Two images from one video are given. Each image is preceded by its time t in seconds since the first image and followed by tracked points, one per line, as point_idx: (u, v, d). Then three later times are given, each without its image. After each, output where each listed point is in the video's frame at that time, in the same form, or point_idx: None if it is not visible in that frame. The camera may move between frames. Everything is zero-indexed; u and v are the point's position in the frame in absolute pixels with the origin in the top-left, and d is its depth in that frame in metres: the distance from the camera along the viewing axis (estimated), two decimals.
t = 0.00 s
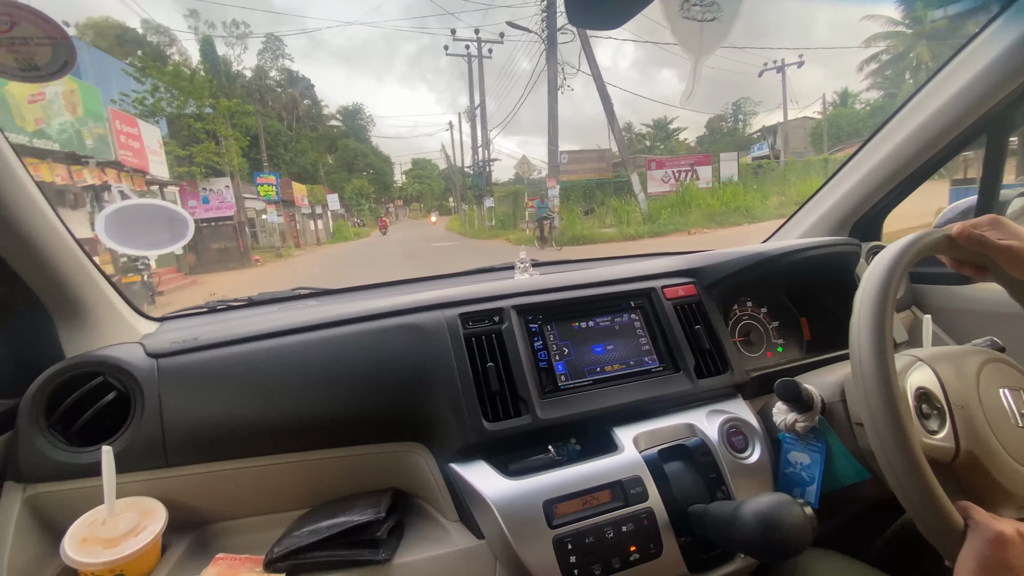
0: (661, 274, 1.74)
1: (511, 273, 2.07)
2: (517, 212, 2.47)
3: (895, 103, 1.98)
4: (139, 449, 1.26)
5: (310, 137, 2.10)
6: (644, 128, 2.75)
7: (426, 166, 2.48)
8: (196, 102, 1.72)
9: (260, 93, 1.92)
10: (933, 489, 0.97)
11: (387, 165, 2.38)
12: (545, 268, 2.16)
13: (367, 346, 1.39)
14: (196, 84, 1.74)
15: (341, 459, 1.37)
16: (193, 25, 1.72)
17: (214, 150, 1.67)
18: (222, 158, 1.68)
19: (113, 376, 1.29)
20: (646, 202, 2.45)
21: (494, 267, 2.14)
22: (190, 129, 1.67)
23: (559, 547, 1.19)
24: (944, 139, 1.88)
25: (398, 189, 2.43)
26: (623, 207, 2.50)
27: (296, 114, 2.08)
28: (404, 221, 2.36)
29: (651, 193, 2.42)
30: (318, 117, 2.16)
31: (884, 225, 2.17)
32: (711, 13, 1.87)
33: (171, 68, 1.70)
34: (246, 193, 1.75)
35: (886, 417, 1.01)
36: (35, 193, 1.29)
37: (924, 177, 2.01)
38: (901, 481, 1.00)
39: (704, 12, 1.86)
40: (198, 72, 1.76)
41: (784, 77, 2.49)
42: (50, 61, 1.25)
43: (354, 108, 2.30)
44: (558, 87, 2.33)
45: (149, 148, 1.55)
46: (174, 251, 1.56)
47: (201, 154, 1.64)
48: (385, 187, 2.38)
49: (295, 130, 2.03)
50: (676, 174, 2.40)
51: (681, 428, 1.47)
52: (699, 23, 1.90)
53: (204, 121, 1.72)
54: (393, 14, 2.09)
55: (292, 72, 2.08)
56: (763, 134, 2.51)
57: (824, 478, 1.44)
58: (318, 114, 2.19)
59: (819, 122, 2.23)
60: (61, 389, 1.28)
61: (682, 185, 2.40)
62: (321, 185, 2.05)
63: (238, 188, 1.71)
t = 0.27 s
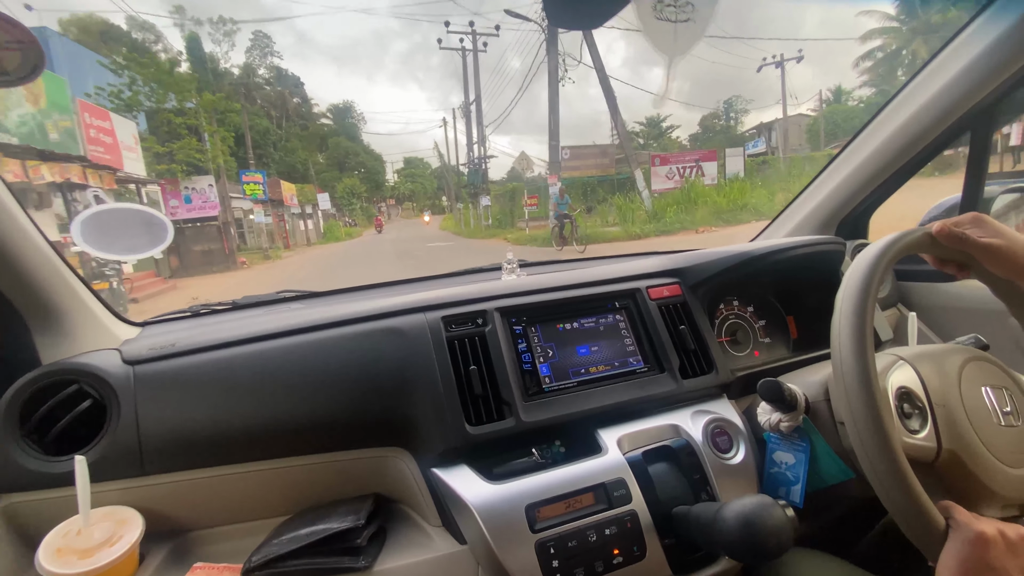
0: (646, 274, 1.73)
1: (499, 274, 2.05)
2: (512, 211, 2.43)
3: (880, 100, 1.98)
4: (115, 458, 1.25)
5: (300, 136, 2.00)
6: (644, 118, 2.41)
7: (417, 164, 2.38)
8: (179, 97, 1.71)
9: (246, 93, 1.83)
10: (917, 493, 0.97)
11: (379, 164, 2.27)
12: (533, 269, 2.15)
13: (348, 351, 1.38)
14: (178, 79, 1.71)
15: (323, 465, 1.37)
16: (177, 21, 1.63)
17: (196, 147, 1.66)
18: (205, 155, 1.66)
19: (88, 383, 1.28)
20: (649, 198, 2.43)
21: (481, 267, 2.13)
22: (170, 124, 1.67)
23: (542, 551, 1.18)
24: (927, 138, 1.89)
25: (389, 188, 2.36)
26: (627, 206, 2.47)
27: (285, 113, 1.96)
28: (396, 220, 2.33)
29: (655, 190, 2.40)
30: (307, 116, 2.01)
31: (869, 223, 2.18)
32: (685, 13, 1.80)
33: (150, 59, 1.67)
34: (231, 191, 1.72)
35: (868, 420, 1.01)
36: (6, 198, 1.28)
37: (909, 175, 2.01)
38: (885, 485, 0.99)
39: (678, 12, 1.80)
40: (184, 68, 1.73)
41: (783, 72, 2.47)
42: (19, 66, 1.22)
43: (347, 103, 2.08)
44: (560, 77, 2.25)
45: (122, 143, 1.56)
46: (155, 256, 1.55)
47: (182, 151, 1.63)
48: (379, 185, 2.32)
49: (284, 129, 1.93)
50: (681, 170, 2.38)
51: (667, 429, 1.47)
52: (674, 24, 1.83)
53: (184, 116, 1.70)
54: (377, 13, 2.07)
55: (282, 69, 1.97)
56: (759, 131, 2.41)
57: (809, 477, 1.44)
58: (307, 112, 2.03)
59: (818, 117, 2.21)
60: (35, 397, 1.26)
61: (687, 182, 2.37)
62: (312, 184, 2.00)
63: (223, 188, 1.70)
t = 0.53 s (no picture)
0: (646, 266, 1.72)
1: (497, 269, 2.03)
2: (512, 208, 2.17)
3: (879, 90, 1.97)
4: (110, 455, 1.24)
5: (292, 132, 1.90)
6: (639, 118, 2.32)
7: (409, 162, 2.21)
8: (162, 89, 1.63)
9: (235, 88, 1.73)
10: (918, 477, 0.96)
11: (373, 160, 2.14)
12: (531, 264, 2.12)
13: (346, 345, 1.36)
14: (162, 72, 1.63)
15: (321, 460, 1.35)
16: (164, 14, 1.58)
17: (181, 142, 1.59)
18: (190, 150, 1.60)
19: (81, 380, 1.26)
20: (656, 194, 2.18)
21: (479, 262, 2.10)
22: (152, 117, 1.58)
23: (544, 545, 1.17)
24: (924, 129, 1.89)
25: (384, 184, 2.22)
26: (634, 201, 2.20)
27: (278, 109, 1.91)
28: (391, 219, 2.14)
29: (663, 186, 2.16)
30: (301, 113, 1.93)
31: (867, 214, 2.17)
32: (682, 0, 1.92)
33: (131, 49, 1.57)
34: (222, 189, 1.67)
35: (871, 405, 1.00)
36: None
37: (907, 166, 2.01)
38: (886, 469, 0.98)
39: None
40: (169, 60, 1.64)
41: (786, 65, 2.46)
42: (7, 54, 1.21)
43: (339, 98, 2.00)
44: (564, 68, 2.18)
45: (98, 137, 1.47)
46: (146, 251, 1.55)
47: (165, 147, 1.56)
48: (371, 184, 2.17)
49: (276, 126, 1.85)
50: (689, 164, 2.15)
51: (668, 421, 1.46)
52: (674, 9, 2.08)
53: (168, 109, 1.62)
54: (370, 5, 2.03)
55: (275, 66, 1.90)
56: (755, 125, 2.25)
57: (810, 468, 1.43)
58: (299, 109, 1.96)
59: (818, 112, 2.20)
60: (27, 394, 1.25)
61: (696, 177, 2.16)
62: (304, 182, 1.87)
63: (211, 186, 1.63)
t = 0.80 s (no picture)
0: (643, 268, 1.73)
1: (495, 270, 2.04)
2: (512, 208, 2.46)
3: (872, 93, 2.00)
4: (112, 457, 1.24)
5: (287, 134, 1.86)
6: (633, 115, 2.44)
7: (408, 163, 2.32)
8: (148, 86, 1.61)
9: (236, 91, 1.72)
10: (910, 470, 0.97)
11: (369, 163, 2.19)
12: (530, 265, 2.13)
13: (346, 347, 1.37)
14: (151, 71, 1.60)
15: (321, 461, 1.36)
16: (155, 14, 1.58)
17: (168, 141, 1.58)
18: (178, 150, 1.58)
19: (83, 383, 1.26)
20: (663, 194, 2.24)
21: (477, 263, 2.12)
22: (138, 115, 1.57)
23: (543, 544, 1.19)
24: (916, 132, 1.92)
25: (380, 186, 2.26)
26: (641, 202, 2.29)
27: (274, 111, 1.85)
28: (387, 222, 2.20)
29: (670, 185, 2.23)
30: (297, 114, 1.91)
31: (862, 215, 2.20)
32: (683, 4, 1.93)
33: (117, 44, 1.55)
34: (211, 191, 1.63)
35: (864, 400, 1.01)
36: None
37: (900, 169, 2.03)
38: (878, 462, 1.00)
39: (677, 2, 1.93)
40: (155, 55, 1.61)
41: (790, 63, 2.49)
42: (8, 59, 1.26)
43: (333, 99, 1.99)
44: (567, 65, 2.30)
45: (78, 135, 1.45)
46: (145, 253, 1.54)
47: (151, 145, 1.55)
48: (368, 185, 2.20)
49: (270, 127, 1.79)
50: (696, 163, 2.20)
51: (665, 421, 1.48)
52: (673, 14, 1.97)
53: (155, 107, 1.61)
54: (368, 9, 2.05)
55: (268, 66, 1.85)
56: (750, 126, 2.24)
57: (806, 467, 1.45)
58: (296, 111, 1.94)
59: (816, 111, 2.17)
60: (30, 397, 1.25)
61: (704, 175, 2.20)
62: (299, 184, 1.86)
63: (201, 189, 1.61)
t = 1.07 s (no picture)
0: (637, 264, 1.70)
1: (487, 267, 2.01)
2: (509, 205, 2.39)
3: (868, 88, 1.98)
4: (88, 461, 1.20)
5: (275, 129, 1.78)
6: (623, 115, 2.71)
7: (399, 158, 2.21)
8: (127, 76, 1.50)
9: (221, 86, 1.64)
10: (910, 472, 0.95)
11: (359, 157, 2.07)
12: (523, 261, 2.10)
13: (332, 346, 1.33)
14: (131, 63, 1.50)
15: (307, 463, 1.33)
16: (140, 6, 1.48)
17: (148, 133, 1.51)
18: (159, 143, 1.51)
19: (57, 384, 1.22)
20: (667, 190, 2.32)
21: (469, 260, 2.08)
22: (117, 106, 1.48)
23: (535, 547, 1.16)
24: (911, 128, 1.90)
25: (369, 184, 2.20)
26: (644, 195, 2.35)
27: (262, 107, 1.75)
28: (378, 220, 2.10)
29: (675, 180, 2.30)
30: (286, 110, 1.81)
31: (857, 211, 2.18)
32: None
33: (94, 33, 1.42)
34: (195, 186, 1.57)
35: (861, 401, 0.99)
36: None
37: (896, 164, 2.01)
38: (877, 464, 0.98)
39: None
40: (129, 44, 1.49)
41: (784, 60, 2.48)
42: None
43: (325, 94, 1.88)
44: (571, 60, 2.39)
45: (52, 127, 1.38)
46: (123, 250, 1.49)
47: (131, 138, 1.47)
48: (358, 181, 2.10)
49: (259, 122, 1.72)
50: (698, 159, 2.30)
51: (658, 420, 1.45)
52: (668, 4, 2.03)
53: (136, 98, 1.51)
54: None
55: (256, 60, 1.75)
56: (745, 125, 2.34)
57: (801, 465, 1.43)
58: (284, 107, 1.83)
59: (812, 108, 2.17)
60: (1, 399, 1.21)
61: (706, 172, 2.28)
62: (287, 180, 1.81)
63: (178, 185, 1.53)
